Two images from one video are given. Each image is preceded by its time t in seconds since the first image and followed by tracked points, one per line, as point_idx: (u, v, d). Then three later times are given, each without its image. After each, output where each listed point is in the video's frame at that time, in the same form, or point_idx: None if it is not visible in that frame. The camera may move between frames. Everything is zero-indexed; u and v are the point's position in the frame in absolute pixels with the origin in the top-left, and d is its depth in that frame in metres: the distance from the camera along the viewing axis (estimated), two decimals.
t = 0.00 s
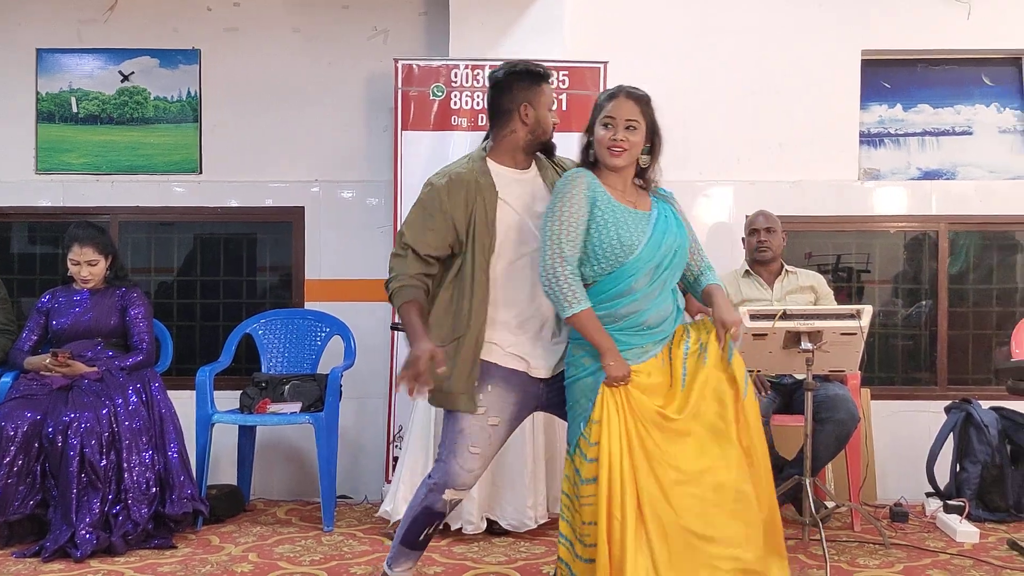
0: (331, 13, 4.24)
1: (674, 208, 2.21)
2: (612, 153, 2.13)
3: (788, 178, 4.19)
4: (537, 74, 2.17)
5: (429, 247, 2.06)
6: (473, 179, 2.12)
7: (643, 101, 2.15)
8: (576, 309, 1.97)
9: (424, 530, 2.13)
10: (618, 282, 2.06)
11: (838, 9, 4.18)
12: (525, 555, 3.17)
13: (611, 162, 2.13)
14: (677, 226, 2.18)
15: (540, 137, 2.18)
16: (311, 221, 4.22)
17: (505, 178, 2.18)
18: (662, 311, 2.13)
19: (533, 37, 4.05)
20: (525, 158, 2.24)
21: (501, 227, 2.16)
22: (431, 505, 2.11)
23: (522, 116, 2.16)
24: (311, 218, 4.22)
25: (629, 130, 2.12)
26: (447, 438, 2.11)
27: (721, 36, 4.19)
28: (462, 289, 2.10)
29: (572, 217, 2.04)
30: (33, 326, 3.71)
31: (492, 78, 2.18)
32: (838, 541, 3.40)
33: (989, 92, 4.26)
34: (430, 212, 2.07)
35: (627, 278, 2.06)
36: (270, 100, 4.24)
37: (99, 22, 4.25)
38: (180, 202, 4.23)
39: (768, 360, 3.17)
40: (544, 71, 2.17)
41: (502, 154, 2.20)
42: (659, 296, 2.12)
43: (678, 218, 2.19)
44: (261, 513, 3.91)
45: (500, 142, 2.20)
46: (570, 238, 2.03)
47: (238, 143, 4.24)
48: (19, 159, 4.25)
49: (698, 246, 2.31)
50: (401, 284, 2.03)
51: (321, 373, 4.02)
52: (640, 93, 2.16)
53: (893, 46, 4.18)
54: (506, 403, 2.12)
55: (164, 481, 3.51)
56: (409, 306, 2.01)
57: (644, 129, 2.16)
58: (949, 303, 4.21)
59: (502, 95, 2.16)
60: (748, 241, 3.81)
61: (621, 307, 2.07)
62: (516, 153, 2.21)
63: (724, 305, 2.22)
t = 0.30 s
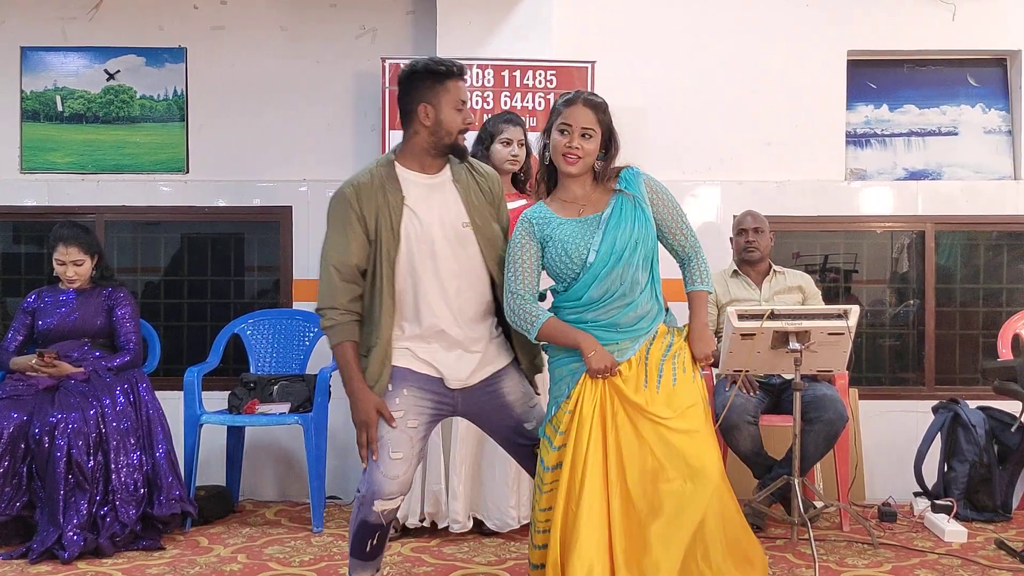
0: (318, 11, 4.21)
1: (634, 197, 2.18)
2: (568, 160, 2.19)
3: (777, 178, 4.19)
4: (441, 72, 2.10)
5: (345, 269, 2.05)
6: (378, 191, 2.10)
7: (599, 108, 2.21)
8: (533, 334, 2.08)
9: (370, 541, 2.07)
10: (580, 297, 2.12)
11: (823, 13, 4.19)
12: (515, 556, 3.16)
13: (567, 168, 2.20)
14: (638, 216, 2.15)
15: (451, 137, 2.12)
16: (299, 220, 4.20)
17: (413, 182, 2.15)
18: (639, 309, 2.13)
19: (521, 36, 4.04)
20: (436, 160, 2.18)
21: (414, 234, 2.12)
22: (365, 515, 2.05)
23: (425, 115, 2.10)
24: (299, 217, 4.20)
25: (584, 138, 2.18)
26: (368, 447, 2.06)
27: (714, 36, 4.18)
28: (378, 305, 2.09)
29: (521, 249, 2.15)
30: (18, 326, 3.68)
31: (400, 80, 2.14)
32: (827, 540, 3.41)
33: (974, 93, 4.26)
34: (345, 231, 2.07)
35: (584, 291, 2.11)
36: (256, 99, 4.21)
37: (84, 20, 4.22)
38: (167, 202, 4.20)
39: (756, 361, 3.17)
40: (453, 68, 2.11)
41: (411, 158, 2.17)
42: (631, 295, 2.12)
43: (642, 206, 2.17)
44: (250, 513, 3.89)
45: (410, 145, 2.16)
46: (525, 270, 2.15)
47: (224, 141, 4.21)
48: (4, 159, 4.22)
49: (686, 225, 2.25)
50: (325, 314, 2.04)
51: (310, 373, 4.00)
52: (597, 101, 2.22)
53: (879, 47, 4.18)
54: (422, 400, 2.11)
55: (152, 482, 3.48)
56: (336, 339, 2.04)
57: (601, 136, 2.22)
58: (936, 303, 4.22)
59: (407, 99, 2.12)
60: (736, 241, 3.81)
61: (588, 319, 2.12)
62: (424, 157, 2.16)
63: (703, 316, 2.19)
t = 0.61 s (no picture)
0: (318, 9, 4.21)
1: (695, 187, 2.40)
2: (603, 139, 2.40)
3: (777, 177, 4.19)
4: (423, 7, 2.09)
5: (310, 178, 1.99)
6: (350, 107, 2.05)
7: (619, 82, 2.38)
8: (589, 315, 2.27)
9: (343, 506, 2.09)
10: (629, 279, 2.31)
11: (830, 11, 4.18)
12: (514, 554, 3.17)
13: (608, 148, 2.40)
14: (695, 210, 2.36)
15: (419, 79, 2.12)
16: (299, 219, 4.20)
17: (383, 111, 2.12)
18: (680, 295, 2.32)
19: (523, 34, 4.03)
20: (406, 93, 2.18)
21: (379, 160, 2.10)
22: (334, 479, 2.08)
23: (396, 46, 2.09)
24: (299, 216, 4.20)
25: (611, 113, 2.37)
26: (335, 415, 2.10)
27: (713, 35, 4.18)
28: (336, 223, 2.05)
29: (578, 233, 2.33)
30: (18, 324, 3.67)
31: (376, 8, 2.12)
32: (827, 539, 3.41)
33: (975, 92, 4.26)
34: (313, 140, 1.99)
35: (636, 271, 2.29)
36: (257, 96, 4.21)
37: (84, 18, 4.21)
38: (167, 200, 4.20)
39: (756, 360, 3.17)
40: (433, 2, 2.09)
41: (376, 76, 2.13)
42: (676, 281, 2.32)
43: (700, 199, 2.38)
44: (250, 511, 3.90)
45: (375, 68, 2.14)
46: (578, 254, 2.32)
47: (224, 140, 4.21)
48: (4, 157, 4.22)
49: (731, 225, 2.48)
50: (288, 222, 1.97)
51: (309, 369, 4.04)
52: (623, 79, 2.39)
53: (880, 46, 4.18)
54: (384, 368, 2.11)
55: (152, 480, 3.49)
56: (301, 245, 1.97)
57: (632, 108, 2.39)
58: (937, 303, 4.22)
59: (385, 25, 2.10)
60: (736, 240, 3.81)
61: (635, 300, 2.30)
62: (394, 90, 2.15)
63: (746, 290, 2.41)
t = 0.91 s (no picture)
0: (318, 10, 4.21)
1: (739, 195, 2.41)
2: (668, 135, 2.52)
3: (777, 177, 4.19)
4: (435, 19, 2.05)
5: (325, 176, 1.92)
6: (357, 112, 2.01)
7: (684, 78, 2.49)
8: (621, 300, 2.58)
9: (321, 515, 2.10)
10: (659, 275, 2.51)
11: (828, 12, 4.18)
12: (514, 555, 3.17)
13: (672, 144, 2.52)
14: (739, 218, 2.40)
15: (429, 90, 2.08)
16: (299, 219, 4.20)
17: (389, 122, 2.08)
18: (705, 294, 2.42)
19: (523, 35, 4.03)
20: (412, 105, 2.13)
21: (385, 170, 2.07)
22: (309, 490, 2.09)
23: (409, 58, 2.05)
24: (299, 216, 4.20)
25: (674, 110, 2.48)
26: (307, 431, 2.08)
27: (712, 35, 4.18)
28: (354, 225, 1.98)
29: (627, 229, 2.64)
30: (19, 324, 3.67)
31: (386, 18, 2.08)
32: (827, 539, 3.41)
33: (975, 92, 4.26)
34: (323, 140, 1.94)
35: (658, 267, 2.50)
36: (257, 97, 4.21)
37: (84, 18, 4.21)
38: (167, 200, 4.20)
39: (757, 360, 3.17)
40: (446, 16, 2.06)
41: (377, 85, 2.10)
42: (696, 282, 2.43)
43: (752, 208, 2.41)
44: (249, 512, 3.90)
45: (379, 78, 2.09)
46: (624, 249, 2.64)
47: (224, 140, 4.21)
48: (5, 158, 4.22)
49: (800, 230, 2.42)
50: (313, 216, 1.85)
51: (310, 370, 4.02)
52: (689, 76, 2.50)
53: (880, 46, 4.18)
54: (355, 391, 2.07)
55: (152, 481, 3.49)
56: (328, 236, 1.85)
57: (696, 104, 2.48)
58: (936, 303, 4.23)
59: (395, 35, 2.05)
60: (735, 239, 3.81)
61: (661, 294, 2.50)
62: (400, 100, 2.10)
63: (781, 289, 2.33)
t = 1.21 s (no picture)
0: (318, 9, 4.21)
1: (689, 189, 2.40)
2: (666, 134, 2.47)
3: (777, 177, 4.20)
4: (460, 10, 2.01)
5: (366, 172, 1.87)
6: (385, 104, 1.96)
7: (688, 78, 2.42)
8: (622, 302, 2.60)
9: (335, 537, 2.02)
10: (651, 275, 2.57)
11: (827, 13, 4.18)
12: (514, 555, 3.17)
13: (669, 143, 2.48)
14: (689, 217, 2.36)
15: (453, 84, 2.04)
16: (299, 219, 4.20)
17: (415, 113, 2.02)
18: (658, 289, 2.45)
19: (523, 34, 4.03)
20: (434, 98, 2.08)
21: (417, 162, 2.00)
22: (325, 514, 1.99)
23: (435, 50, 1.99)
24: (299, 216, 4.20)
25: (674, 110, 2.43)
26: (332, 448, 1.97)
27: (711, 35, 4.18)
28: (397, 220, 1.93)
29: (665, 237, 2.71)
30: (19, 324, 3.68)
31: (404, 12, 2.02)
32: (827, 539, 3.42)
33: (974, 92, 4.27)
34: (355, 135, 1.88)
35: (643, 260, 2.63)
36: (257, 97, 4.21)
37: (84, 18, 4.21)
38: (167, 200, 4.20)
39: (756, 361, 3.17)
40: (467, 9, 2.02)
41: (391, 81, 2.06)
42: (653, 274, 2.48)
43: (698, 204, 2.35)
44: (249, 512, 3.90)
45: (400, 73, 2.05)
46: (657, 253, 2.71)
47: (225, 140, 4.21)
48: (5, 158, 4.22)
49: (744, 222, 2.28)
50: (368, 216, 1.82)
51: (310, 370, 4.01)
52: (695, 75, 2.43)
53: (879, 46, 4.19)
54: (386, 403, 1.95)
55: (152, 481, 3.49)
56: (386, 235, 1.82)
57: (697, 105, 2.42)
58: (936, 303, 4.23)
59: (417, 25, 1.99)
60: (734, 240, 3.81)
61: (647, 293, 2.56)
62: (423, 93, 2.04)
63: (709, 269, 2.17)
